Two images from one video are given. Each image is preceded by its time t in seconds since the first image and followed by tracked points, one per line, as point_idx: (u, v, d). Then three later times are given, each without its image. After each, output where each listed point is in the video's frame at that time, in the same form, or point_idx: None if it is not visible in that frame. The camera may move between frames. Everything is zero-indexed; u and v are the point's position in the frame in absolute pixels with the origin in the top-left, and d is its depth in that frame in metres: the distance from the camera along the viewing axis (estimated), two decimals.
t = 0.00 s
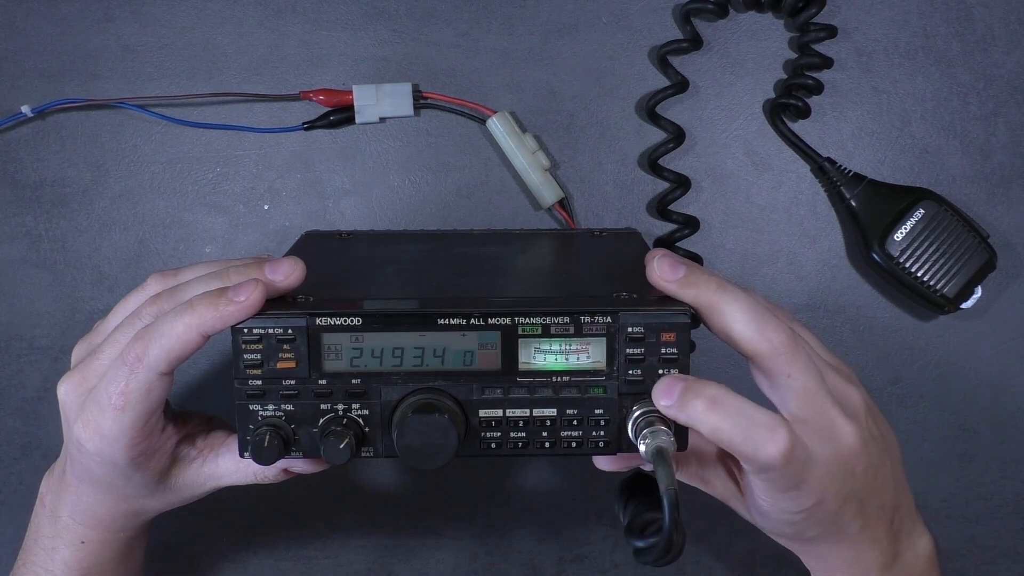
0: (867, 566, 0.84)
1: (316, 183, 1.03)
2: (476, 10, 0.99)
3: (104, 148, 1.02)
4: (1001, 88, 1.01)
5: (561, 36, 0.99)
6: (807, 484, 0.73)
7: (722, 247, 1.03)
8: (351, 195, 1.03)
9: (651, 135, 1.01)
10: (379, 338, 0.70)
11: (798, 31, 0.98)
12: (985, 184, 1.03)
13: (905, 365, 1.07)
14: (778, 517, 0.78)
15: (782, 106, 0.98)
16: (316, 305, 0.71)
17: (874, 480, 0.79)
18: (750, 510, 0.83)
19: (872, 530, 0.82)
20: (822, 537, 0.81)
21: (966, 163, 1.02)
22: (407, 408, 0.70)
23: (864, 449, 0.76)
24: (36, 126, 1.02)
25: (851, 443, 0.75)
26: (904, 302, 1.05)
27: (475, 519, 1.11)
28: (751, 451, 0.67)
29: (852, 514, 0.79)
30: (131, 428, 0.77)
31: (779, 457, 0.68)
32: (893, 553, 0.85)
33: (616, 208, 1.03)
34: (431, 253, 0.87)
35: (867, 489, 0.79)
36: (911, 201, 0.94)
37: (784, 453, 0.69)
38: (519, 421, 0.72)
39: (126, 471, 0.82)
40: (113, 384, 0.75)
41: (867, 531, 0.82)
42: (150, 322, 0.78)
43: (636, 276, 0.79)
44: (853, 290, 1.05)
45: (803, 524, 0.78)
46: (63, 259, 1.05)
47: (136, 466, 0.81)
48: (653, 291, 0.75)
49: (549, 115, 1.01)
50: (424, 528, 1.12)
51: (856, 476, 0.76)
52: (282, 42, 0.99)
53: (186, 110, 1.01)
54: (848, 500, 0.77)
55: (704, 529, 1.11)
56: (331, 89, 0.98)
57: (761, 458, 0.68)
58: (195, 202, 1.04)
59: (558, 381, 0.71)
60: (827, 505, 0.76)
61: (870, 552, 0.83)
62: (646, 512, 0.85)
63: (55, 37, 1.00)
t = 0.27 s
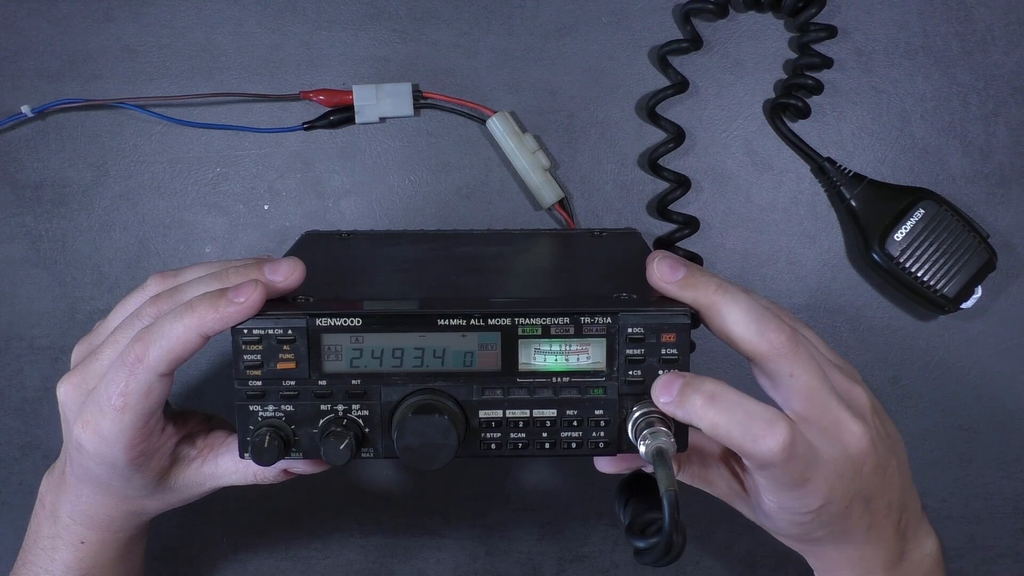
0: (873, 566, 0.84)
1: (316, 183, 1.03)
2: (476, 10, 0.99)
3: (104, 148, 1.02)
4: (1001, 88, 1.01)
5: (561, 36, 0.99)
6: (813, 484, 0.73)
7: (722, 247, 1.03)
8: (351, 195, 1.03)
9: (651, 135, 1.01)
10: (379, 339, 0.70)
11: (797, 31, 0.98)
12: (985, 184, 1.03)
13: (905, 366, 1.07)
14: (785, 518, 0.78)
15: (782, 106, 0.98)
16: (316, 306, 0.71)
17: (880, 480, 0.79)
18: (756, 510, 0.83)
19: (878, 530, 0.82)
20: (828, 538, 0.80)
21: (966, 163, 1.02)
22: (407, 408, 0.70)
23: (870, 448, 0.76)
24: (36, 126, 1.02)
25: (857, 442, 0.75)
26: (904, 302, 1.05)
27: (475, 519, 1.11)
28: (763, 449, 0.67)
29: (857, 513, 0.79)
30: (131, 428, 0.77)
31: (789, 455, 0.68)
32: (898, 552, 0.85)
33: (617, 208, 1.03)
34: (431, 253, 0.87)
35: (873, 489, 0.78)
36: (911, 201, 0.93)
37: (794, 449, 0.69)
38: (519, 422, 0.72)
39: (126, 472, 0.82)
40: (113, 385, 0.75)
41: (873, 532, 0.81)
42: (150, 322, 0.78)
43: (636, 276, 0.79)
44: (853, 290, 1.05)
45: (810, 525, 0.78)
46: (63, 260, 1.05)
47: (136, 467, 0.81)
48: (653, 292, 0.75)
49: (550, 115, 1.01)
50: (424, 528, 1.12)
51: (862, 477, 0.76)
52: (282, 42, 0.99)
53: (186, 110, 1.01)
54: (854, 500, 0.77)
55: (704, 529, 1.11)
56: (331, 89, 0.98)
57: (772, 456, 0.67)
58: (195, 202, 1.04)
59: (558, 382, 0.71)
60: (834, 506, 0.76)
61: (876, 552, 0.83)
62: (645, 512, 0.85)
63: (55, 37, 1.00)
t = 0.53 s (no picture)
0: (868, 565, 0.84)
1: (316, 183, 1.03)
2: (476, 10, 0.99)
3: (104, 148, 1.02)
4: (1001, 88, 1.01)
5: (561, 36, 0.99)
6: (814, 484, 0.73)
7: (722, 247, 1.03)
8: (352, 195, 1.03)
9: (651, 135, 1.01)
10: (379, 339, 0.70)
11: (797, 31, 0.98)
12: (985, 184, 1.03)
13: (905, 365, 1.07)
14: (784, 517, 0.78)
15: (782, 106, 0.98)
16: (316, 306, 0.71)
17: (877, 480, 0.79)
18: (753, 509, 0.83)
19: (873, 529, 0.82)
20: (825, 537, 0.81)
21: (966, 163, 1.02)
22: (407, 408, 0.70)
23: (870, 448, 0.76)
24: (36, 126, 1.02)
25: (858, 443, 0.75)
26: (904, 302, 1.05)
27: (475, 519, 1.11)
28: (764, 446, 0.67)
29: (855, 513, 0.79)
30: (131, 428, 0.77)
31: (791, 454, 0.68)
32: (891, 550, 0.86)
33: (617, 208, 1.03)
34: (431, 253, 0.87)
35: (871, 489, 0.79)
36: (911, 201, 0.93)
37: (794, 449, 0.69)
38: (519, 422, 0.72)
39: (126, 471, 0.82)
40: (113, 384, 0.75)
41: (869, 531, 0.82)
42: (150, 322, 0.78)
43: (636, 276, 0.79)
44: (853, 290, 1.05)
45: (808, 524, 0.78)
46: (63, 259, 1.06)
47: (136, 466, 0.81)
48: (653, 292, 0.75)
49: (550, 115, 1.01)
50: (424, 528, 1.12)
51: (861, 477, 0.76)
52: (282, 42, 0.99)
53: (186, 110, 1.01)
54: (853, 499, 0.77)
55: (704, 529, 1.11)
56: (331, 89, 0.98)
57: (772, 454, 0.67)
58: (195, 201, 1.04)
59: (558, 382, 0.71)
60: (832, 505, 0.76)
61: (871, 551, 0.83)
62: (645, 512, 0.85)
63: (55, 37, 1.00)
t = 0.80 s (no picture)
0: (869, 563, 0.84)
1: (316, 183, 1.03)
2: (475, 10, 0.99)
3: (103, 149, 1.02)
4: (1001, 88, 1.01)
5: (561, 36, 0.99)
6: (817, 479, 0.73)
7: (722, 247, 1.03)
8: (352, 195, 1.03)
9: (651, 135, 1.01)
10: (379, 340, 0.70)
11: (798, 31, 0.98)
12: (985, 184, 1.03)
13: (905, 365, 1.07)
14: (785, 514, 0.78)
15: (782, 106, 0.98)
16: (316, 307, 0.71)
17: (879, 477, 0.80)
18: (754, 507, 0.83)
19: (874, 528, 0.82)
20: (826, 535, 0.80)
21: (966, 163, 1.02)
22: (407, 409, 0.70)
23: (871, 443, 0.77)
24: (36, 126, 1.02)
25: (858, 438, 0.76)
26: (904, 302, 1.05)
27: (475, 518, 1.11)
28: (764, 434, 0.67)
29: (856, 511, 0.79)
30: (131, 429, 0.77)
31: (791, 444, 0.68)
32: (893, 548, 0.86)
33: (616, 208, 1.03)
34: (431, 254, 0.87)
35: (873, 486, 0.79)
36: (911, 202, 0.93)
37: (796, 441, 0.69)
38: (519, 423, 0.72)
39: (127, 472, 0.82)
40: (113, 385, 0.75)
41: (871, 529, 0.82)
42: (150, 323, 0.78)
43: (637, 277, 0.80)
44: (853, 290, 1.05)
45: (809, 521, 0.78)
46: (64, 260, 1.06)
47: (136, 467, 0.81)
48: (653, 293, 0.75)
49: (550, 115, 1.01)
50: (424, 527, 1.12)
51: (863, 473, 0.77)
52: (282, 42, 0.99)
53: (186, 111, 1.01)
54: (854, 497, 0.77)
55: (704, 529, 1.11)
56: (331, 90, 0.98)
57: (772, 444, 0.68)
58: (195, 202, 1.04)
59: (558, 383, 0.71)
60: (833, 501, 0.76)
61: (873, 549, 0.83)
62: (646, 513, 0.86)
63: (55, 37, 1.00)
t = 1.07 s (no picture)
0: None
1: (316, 183, 1.03)
2: (475, 10, 0.99)
3: (103, 148, 1.02)
4: (1001, 88, 1.01)
5: (561, 36, 0.99)
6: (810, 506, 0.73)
7: (722, 247, 1.03)
8: (352, 195, 1.03)
9: (651, 135, 1.01)
10: (379, 336, 0.70)
11: (797, 31, 0.98)
12: (985, 184, 1.03)
13: (905, 365, 1.07)
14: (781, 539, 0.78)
15: (782, 106, 0.98)
16: (316, 303, 0.71)
17: (878, 513, 0.80)
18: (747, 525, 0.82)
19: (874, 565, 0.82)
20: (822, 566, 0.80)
21: (966, 163, 1.02)
22: (407, 405, 0.70)
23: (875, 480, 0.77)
24: (36, 126, 1.02)
25: (863, 475, 0.75)
26: (904, 302, 1.05)
27: (475, 518, 1.11)
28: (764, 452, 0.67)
29: (852, 544, 0.79)
30: (131, 427, 0.77)
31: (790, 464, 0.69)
32: None
33: (616, 208, 1.03)
34: (432, 253, 0.87)
35: (871, 521, 0.79)
36: (911, 202, 0.93)
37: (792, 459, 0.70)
38: (519, 419, 0.72)
39: (127, 470, 0.82)
40: (113, 383, 0.75)
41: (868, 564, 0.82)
42: (150, 321, 0.78)
43: (637, 275, 0.80)
44: (853, 290, 1.05)
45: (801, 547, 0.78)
46: (64, 260, 1.06)
47: (137, 465, 0.81)
48: (653, 290, 0.75)
49: (550, 115, 1.01)
50: (423, 527, 1.12)
51: (862, 508, 0.77)
52: (282, 42, 0.99)
53: (186, 110, 1.01)
54: (850, 530, 0.77)
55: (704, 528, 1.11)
56: (331, 90, 0.98)
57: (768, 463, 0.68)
58: (195, 201, 1.04)
59: (558, 379, 0.71)
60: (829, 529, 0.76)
61: None
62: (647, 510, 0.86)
63: (55, 37, 1.00)
